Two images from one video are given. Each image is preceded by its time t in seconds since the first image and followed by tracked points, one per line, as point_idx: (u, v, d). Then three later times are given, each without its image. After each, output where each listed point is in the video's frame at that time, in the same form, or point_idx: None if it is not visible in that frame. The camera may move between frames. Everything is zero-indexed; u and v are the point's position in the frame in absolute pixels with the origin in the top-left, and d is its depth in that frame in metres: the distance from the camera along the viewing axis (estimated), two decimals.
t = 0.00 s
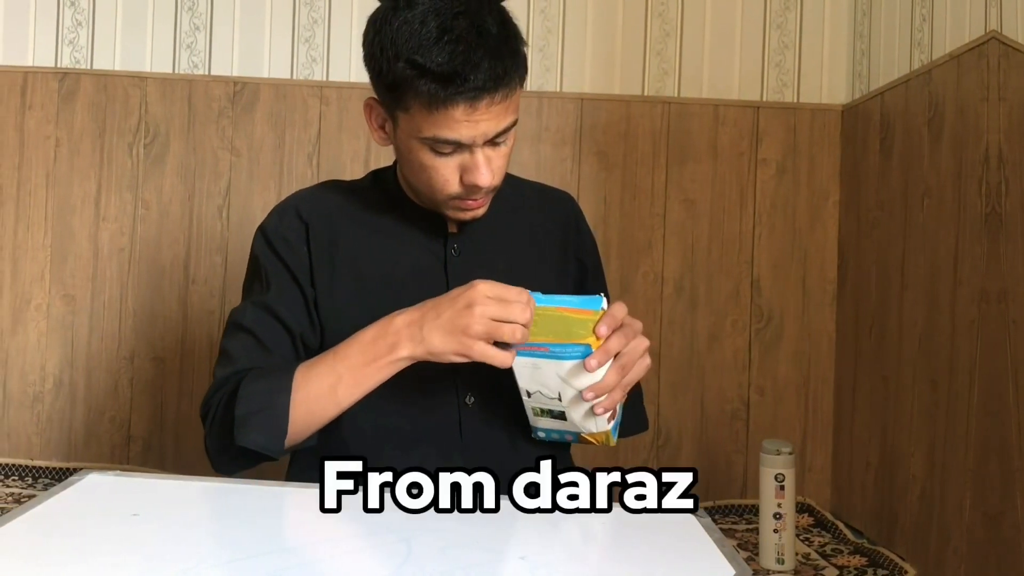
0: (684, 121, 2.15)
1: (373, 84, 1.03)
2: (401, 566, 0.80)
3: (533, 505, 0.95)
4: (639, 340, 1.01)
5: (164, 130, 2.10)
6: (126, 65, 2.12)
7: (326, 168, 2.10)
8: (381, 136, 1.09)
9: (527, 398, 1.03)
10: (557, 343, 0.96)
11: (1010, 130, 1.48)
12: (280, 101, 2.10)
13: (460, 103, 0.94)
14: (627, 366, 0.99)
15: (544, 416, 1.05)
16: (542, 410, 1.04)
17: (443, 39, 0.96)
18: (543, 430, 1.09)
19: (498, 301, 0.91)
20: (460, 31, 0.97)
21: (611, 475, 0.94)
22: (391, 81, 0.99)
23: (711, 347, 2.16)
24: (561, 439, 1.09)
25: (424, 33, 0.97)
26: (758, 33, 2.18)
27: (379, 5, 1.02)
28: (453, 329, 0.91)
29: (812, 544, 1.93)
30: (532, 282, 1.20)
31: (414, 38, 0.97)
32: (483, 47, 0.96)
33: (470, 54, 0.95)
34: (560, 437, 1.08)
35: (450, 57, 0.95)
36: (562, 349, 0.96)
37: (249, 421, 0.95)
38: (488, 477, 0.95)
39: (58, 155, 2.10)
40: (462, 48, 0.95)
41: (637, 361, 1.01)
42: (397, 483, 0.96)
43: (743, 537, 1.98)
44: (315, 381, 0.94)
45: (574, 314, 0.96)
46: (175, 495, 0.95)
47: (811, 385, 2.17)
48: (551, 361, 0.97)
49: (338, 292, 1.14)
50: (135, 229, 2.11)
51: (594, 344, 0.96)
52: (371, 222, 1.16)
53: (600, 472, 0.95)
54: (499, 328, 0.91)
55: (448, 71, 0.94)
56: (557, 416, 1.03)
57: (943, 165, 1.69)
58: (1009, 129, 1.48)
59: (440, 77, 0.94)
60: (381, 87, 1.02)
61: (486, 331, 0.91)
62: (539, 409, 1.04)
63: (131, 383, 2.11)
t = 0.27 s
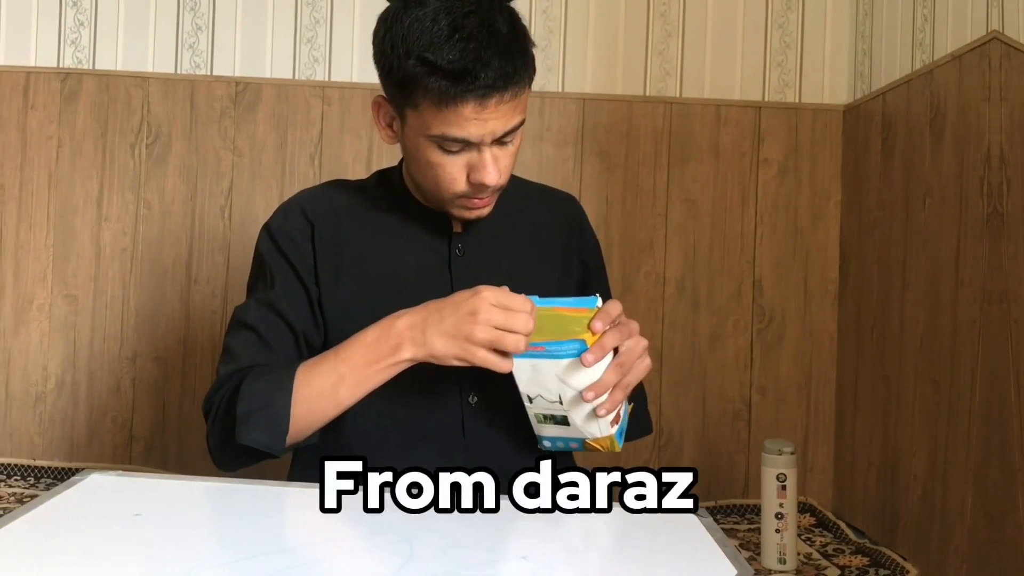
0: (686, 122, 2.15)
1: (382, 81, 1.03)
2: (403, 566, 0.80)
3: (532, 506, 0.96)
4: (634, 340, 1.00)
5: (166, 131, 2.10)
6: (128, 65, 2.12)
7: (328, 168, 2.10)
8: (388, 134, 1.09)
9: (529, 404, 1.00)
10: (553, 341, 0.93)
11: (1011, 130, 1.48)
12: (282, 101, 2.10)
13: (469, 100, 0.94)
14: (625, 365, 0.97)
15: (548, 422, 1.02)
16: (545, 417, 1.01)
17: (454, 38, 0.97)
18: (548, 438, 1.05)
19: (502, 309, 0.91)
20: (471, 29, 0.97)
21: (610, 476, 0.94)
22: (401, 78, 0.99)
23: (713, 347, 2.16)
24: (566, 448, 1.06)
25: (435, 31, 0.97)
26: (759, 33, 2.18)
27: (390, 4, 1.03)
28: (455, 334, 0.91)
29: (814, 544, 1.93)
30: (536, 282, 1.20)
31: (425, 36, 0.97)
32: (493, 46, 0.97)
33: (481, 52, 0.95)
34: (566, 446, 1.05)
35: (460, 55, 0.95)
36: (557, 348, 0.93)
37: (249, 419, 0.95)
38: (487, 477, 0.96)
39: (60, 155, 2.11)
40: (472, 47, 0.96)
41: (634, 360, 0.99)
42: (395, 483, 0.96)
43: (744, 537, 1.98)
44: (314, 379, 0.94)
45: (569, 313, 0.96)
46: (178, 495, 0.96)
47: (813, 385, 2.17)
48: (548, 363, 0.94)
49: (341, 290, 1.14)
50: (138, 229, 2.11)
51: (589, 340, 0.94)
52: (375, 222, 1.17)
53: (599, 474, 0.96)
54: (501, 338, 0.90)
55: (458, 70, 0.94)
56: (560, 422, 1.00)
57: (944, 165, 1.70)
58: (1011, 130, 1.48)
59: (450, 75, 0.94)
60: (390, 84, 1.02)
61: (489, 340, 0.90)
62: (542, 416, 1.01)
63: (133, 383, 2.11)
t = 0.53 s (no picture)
0: (687, 122, 2.15)
1: (390, 79, 1.04)
2: (405, 566, 0.80)
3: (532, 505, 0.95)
4: (624, 367, 0.96)
5: (168, 131, 2.10)
6: (130, 65, 2.12)
7: (330, 168, 2.10)
8: (396, 132, 1.09)
9: (513, 414, 0.97)
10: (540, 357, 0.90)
11: (1013, 130, 1.48)
12: (284, 101, 2.10)
13: (476, 100, 0.94)
14: (610, 391, 0.93)
15: (530, 437, 0.98)
16: (527, 431, 0.98)
17: (463, 38, 0.97)
18: (529, 453, 1.02)
19: (501, 332, 0.89)
20: (480, 30, 0.97)
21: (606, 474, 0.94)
22: (409, 76, 0.99)
23: (715, 347, 2.16)
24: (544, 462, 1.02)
25: (445, 31, 0.97)
26: (761, 33, 2.18)
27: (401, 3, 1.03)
28: (454, 351, 0.90)
29: (816, 544, 1.93)
30: (539, 283, 1.20)
31: (435, 35, 0.98)
32: (502, 47, 0.97)
33: (489, 53, 0.95)
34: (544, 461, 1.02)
35: (469, 55, 0.95)
36: (543, 365, 0.90)
37: (245, 417, 0.95)
38: (487, 478, 0.96)
39: (62, 155, 2.11)
40: (481, 47, 0.96)
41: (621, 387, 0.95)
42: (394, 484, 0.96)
43: (746, 537, 1.98)
44: (313, 383, 0.94)
45: (561, 332, 0.92)
46: (181, 495, 0.96)
47: (815, 385, 2.17)
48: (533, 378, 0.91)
49: (344, 290, 1.14)
50: (140, 229, 2.11)
51: (575, 361, 0.90)
52: (379, 221, 1.17)
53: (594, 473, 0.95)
54: (498, 362, 0.89)
55: (466, 70, 0.94)
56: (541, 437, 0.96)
57: (946, 165, 1.70)
58: (1012, 130, 1.48)
59: (458, 75, 0.95)
60: (399, 82, 1.02)
61: (486, 361, 0.89)
62: (525, 429, 0.98)
63: (135, 382, 2.11)
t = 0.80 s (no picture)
0: (688, 122, 2.15)
1: (400, 77, 1.04)
2: (405, 566, 0.80)
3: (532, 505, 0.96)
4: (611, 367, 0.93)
5: (170, 131, 2.10)
6: (132, 65, 2.12)
7: (332, 168, 2.10)
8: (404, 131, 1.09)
9: (509, 425, 0.94)
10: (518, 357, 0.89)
11: (1014, 130, 1.48)
12: (286, 101, 2.10)
13: (486, 101, 0.95)
14: (597, 391, 0.90)
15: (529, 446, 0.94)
16: (524, 440, 0.94)
17: (475, 38, 0.98)
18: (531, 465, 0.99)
19: (494, 349, 0.86)
20: (492, 31, 0.98)
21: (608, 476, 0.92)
22: (420, 75, 0.99)
23: (716, 347, 2.17)
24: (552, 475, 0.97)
25: (457, 31, 0.98)
26: (762, 33, 2.19)
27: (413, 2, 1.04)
28: (448, 363, 0.89)
29: (817, 543, 1.94)
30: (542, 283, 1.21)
31: (447, 34, 0.98)
32: (513, 49, 0.98)
33: (501, 54, 0.96)
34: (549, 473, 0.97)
35: (481, 55, 0.96)
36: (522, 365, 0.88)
37: (244, 413, 0.95)
38: (487, 478, 0.96)
39: (64, 155, 2.11)
40: (493, 48, 0.97)
41: (609, 387, 0.91)
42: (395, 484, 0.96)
43: (747, 536, 1.98)
44: (313, 383, 0.94)
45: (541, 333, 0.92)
46: (183, 495, 0.96)
47: (816, 385, 2.18)
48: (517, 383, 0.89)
49: (347, 289, 1.14)
50: (142, 230, 2.11)
51: (554, 359, 0.87)
52: (383, 220, 1.17)
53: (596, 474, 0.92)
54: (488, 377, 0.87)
55: (477, 70, 0.95)
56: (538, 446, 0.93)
57: (947, 165, 1.70)
58: (1014, 130, 1.48)
59: (469, 74, 0.95)
60: (408, 80, 1.02)
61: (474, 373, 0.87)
62: (521, 438, 0.94)
63: (138, 383, 2.11)
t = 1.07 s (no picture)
0: (690, 122, 2.15)
1: (409, 74, 1.04)
2: (408, 566, 0.80)
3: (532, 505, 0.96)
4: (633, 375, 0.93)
5: (172, 131, 2.10)
6: (134, 65, 2.12)
7: (334, 168, 2.11)
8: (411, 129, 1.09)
9: (529, 430, 0.93)
10: (550, 369, 0.85)
11: (1015, 130, 1.48)
12: (288, 101, 2.10)
13: (495, 101, 0.95)
14: (623, 401, 0.90)
15: (550, 448, 0.94)
16: (546, 443, 0.93)
17: (487, 39, 0.98)
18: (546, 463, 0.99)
19: (460, 313, 0.89)
20: (504, 33, 0.99)
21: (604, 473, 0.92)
22: (430, 73, 0.99)
23: (717, 347, 2.17)
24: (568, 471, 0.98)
25: (470, 31, 0.98)
26: (763, 33, 2.19)
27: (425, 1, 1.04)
28: (414, 332, 0.90)
29: (818, 543, 1.94)
30: (544, 283, 1.21)
31: (459, 33, 0.99)
32: (523, 51, 0.98)
33: (511, 55, 0.97)
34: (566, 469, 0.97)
35: (492, 55, 0.96)
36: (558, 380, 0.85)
37: (232, 404, 0.95)
38: (486, 477, 0.96)
39: (66, 155, 2.11)
40: (504, 49, 0.97)
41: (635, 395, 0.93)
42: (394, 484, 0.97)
43: (749, 536, 1.98)
44: (294, 374, 0.94)
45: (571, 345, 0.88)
46: (186, 494, 0.96)
47: (817, 385, 2.18)
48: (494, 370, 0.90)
49: (341, 290, 1.14)
50: (144, 230, 2.11)
51: (586, 373, 0.86)
52: (381, 220, 1.17)
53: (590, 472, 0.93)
54: (456, 342, 0.88)
55: (488, 69, 0.95)
56: (559, 451, 0.93)
57: (948, 165, 1.70)
58: (1015, 130, 1.49)
59: (479, 74, 0.95)
60: (417, 77, 1.02)
61: (443, 340, 0.89)
62: (544, 441, 0.93)
63: (140, 382, 2.12)
